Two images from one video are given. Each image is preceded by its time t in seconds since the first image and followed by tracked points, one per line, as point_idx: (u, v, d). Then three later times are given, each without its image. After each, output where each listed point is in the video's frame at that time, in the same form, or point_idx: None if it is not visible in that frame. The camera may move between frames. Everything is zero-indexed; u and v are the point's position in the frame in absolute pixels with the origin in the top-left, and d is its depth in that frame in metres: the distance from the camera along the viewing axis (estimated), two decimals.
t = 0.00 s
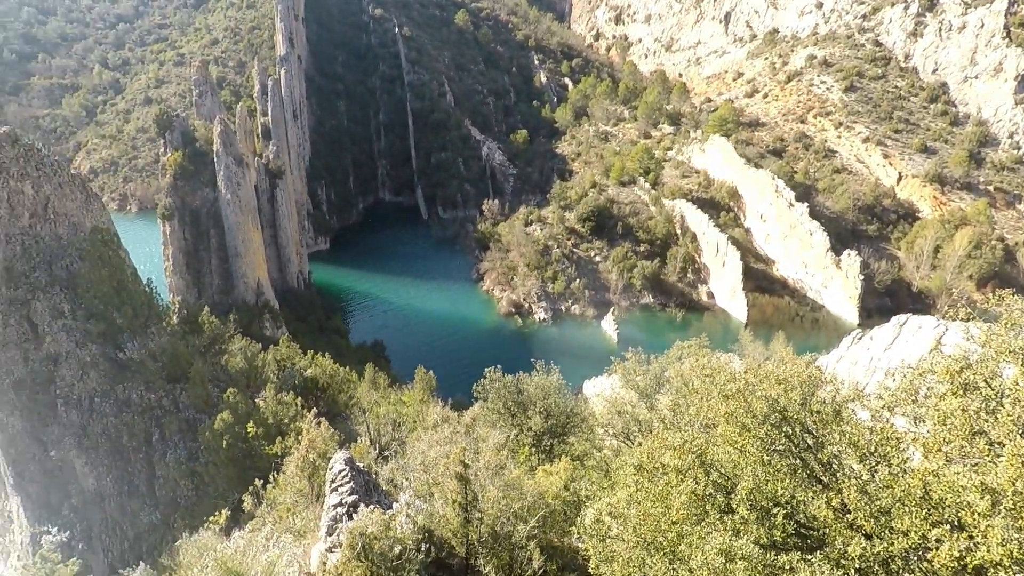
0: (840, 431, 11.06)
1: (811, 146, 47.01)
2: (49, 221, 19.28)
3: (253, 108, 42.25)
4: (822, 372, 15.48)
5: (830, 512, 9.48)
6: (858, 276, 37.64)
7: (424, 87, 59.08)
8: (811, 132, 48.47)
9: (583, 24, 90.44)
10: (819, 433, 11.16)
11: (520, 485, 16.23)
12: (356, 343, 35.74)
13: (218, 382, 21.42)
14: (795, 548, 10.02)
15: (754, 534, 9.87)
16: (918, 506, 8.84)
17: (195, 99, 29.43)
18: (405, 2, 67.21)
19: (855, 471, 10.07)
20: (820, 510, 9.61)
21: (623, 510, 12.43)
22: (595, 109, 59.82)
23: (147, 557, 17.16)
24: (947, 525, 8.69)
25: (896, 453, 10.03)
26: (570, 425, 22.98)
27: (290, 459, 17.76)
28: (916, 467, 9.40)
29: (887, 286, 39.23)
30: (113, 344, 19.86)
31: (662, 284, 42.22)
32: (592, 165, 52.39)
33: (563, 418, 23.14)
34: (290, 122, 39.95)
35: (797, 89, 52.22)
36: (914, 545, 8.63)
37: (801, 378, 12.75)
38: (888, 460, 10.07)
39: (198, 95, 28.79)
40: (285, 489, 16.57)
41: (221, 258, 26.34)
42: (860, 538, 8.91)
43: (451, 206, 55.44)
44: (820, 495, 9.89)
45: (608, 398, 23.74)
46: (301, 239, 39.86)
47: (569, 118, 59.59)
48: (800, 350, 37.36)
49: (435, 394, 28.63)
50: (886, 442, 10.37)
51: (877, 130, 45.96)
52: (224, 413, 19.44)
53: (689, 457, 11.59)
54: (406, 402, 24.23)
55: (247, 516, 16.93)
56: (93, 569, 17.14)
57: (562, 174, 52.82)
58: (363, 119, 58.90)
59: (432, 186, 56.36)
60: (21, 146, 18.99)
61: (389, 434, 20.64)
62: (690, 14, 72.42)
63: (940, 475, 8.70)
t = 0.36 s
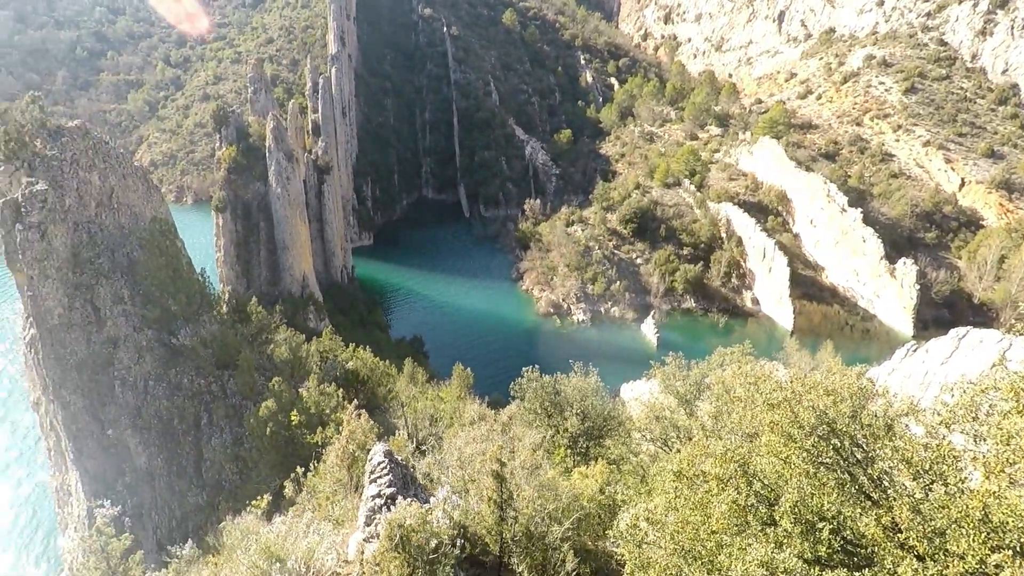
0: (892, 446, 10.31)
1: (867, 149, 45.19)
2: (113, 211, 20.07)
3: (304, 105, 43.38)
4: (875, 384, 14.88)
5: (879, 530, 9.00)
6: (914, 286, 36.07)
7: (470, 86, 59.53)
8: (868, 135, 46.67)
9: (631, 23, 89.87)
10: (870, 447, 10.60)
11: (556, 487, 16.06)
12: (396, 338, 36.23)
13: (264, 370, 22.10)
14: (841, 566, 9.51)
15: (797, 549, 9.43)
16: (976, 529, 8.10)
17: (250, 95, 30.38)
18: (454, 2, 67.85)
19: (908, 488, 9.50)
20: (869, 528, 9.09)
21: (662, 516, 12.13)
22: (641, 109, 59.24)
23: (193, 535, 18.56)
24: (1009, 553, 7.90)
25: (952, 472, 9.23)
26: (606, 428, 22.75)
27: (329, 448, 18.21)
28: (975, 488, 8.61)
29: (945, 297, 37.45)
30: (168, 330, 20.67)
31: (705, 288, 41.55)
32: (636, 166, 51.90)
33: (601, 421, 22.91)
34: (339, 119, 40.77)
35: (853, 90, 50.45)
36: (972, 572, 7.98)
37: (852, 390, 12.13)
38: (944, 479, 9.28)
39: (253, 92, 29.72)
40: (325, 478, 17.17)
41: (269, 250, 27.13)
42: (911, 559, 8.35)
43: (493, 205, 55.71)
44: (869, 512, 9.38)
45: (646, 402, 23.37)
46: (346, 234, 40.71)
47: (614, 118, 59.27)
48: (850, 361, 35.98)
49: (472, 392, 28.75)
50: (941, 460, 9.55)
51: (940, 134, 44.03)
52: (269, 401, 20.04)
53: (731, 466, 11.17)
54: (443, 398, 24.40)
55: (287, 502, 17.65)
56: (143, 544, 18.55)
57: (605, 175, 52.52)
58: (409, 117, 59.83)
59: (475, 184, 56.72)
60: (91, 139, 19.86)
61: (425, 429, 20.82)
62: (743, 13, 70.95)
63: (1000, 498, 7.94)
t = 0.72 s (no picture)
0: (940, 464, 9.66)
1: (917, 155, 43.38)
2: (162, 207, 20.71)
3: (344, 106, 44.16)
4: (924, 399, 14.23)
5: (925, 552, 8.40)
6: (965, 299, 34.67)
7: (508, 88, 59.72)
8: (918, 141, 44.80)
9: (672, 27, 89.37)
10: (915, 465, 9.85)
11: (585, 494, 15.73)
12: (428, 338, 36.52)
13: (300, 366, 22.63)
14: None
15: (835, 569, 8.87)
16: None
17: (294, 96, 31.14)
18: (494, 5, 68.24)
19: (958, 509, 8.89)
20: (914, 549, 8.53)
21: (694, 528, 11.64)
22: (680, 113, 58.62)
23: (228, 523, 19.12)
24: None
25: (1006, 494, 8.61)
26: (637, 435, 22.43)
27: (362, 444, 18.49)
28: None
29: (997, 312, 35.86)
30: (209, 323, 21.21)
31: (741, 296, 40.85)
32: (673, 170, 51.39)
33: (632, 428, 22.61)
34: (378, 121, 41.35)
35: (903, 95, 48.74)
36: None
37: (897, 403, 11.18)
38: (997, 501, 8.66)
39: (296, 94, 30.49)
40: (356, 474, 17.45)
41: (308, 248, 27.66)
42: None
43: (528, 207, 55.74)
44: (915, 534, 8.77)
45: (679, 410, 22.98)
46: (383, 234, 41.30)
47: (652, 122, 58.95)
48: (893, 375, 34.77)
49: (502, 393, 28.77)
50: (995, 481, 8.93)
51: (995, 141, 42.24)
52: (304, 396, 20.42)
53: (767, 479, 10.63)
54: (473, 399, 24.43)
55: (319, 496, 18.04)
56: (181, 530, 19.25)
57: (642, 179, 52.29)
58: (446, 119, 60.50)
59: (510, 187, 56.89)
60: (143, 137, 20.53)
61: (455, 430, 20.86)
62: (787, 15, 69.51)
63: None
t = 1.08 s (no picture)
0: (990, 484, 9.14)
1: (964, 164, 41.31)
2: (204, 211, 21.21)
3: (379, 113, 44.86)
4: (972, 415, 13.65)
5: None
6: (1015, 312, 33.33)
7: (541, 95, 59.79)
8: (965, 149, 42.68)
9: (709, 34, 89.18)
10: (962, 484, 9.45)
11: (614, 503, 15.46)
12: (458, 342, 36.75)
13: (333, 368, 23.07)
14: None
15: None
16: None
17: (331, 103, 31.74)
18: (529, 13, 68.47)
19: (1008, 533, 8.38)
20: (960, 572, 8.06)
21: (727, 543, 11.28)
22: (715, 120, 58.07)
23: (261, 521, 19.62)
24: None
25: None
26: (668, 446, 22.11)
27: (393, 447, 18.76)
28: None
29: None
30: (246, 325, 21.70)
31: (777, 306, 40.04)
32: (708, 177, 50.83)
33: (663, 437, 22.32)
34: (412, 127, 41.85)
35: (950, 101, 46.92)
36: None
37: (945, 419, 10.77)
38: None
39: (334, 101, 31.10)
40: (386, 477, 17.61)
41: (342, 252, 28.14)
42: None
43: (559, 214, 55.92)
44: (961, 556, 8.29)
45: (711, 421, 22.57)
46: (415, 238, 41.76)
47: (687, 129, 58.57)
48: (937, 390, 33.55)
49: (532, 400, 28.74)
50: None
51: None
52: (337, 398, 20.81)
53: (804, 494, 10.22)
54: (503, 405, 24.44)
55: (349, 498, 18.30)
56: (216, 526, 19.81)
57: (675, 187, 51.96)
58: (480, 127, 60.71)
59: (542, 193, 56.96)
60: (188, 143, 21.09)
61: (485, 435, 20.90)
62: (829, 20, 68.12)
63: None
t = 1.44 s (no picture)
0: None
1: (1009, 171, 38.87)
2: (238, 216, 21.67)
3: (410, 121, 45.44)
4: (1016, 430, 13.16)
5: None
6: None
7: (570, 102, 59.67)
8: (1009, 156, 40.11)
9: (740, 40, 89.22)
10: (1007, 504, 8.98)
11: (641, 514, 15.20)
12: (484, 348, 36.84)
13: (361, 371, 23.43)
14: None
15: None
16: None
17: (363, 111, 32.29)
18: (559, 20, 68.56)
19: None
20: None
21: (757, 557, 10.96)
22: (746, 127, 57.57)
23: (289, 522, 19.87)
24: None
25: None
26: (696, 457, 21.76)
27: (419, 451, 18.95)
28: None
29: None
30: (278, 328, 22.15)
31: (809, 316, 39.25)
32: (739, 185, 50.25)
33: (691, 448, 21.99)
34: (441, 134, 42.26)
35: (994, 107, 45.20)
36: None
37: (989, 435, 10.31)
38: None
39: (365, 109, 31.66)
40: (412, 481, 17.68)
41: (371, 257, 28.53)
42: None
43: (586, 221, 55.93)
44: None
45: (740, 432, 22.16)
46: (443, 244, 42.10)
47: (717, 136, 58.21)
48: (978, 406, 32.42)
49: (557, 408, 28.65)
50: None
51: None
52: (365, 401, 21.21)
53: (839, 509, 9.88)
54: (528, 411, 24.47)
55: (376, 501, 18.51)
56: (245, 525, 20.14)
57: (705, 194, 51.50)
58: (509, 133, 60.62)
59: (569, 200, 57.00)
60: (224, 150, 21.57)
61: (510, 441, 20.85)
62: (866, 25, 66.73)
63: None
